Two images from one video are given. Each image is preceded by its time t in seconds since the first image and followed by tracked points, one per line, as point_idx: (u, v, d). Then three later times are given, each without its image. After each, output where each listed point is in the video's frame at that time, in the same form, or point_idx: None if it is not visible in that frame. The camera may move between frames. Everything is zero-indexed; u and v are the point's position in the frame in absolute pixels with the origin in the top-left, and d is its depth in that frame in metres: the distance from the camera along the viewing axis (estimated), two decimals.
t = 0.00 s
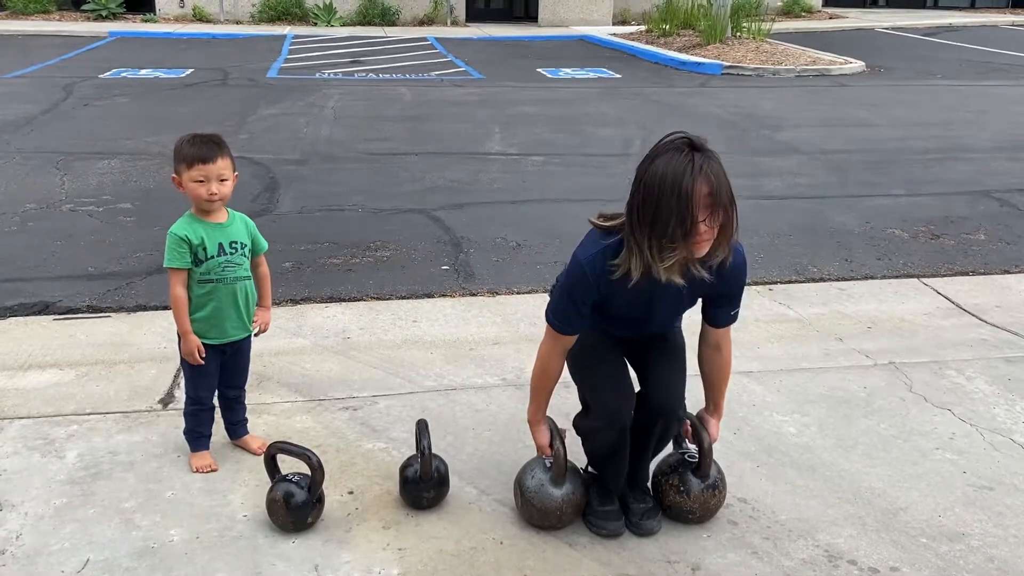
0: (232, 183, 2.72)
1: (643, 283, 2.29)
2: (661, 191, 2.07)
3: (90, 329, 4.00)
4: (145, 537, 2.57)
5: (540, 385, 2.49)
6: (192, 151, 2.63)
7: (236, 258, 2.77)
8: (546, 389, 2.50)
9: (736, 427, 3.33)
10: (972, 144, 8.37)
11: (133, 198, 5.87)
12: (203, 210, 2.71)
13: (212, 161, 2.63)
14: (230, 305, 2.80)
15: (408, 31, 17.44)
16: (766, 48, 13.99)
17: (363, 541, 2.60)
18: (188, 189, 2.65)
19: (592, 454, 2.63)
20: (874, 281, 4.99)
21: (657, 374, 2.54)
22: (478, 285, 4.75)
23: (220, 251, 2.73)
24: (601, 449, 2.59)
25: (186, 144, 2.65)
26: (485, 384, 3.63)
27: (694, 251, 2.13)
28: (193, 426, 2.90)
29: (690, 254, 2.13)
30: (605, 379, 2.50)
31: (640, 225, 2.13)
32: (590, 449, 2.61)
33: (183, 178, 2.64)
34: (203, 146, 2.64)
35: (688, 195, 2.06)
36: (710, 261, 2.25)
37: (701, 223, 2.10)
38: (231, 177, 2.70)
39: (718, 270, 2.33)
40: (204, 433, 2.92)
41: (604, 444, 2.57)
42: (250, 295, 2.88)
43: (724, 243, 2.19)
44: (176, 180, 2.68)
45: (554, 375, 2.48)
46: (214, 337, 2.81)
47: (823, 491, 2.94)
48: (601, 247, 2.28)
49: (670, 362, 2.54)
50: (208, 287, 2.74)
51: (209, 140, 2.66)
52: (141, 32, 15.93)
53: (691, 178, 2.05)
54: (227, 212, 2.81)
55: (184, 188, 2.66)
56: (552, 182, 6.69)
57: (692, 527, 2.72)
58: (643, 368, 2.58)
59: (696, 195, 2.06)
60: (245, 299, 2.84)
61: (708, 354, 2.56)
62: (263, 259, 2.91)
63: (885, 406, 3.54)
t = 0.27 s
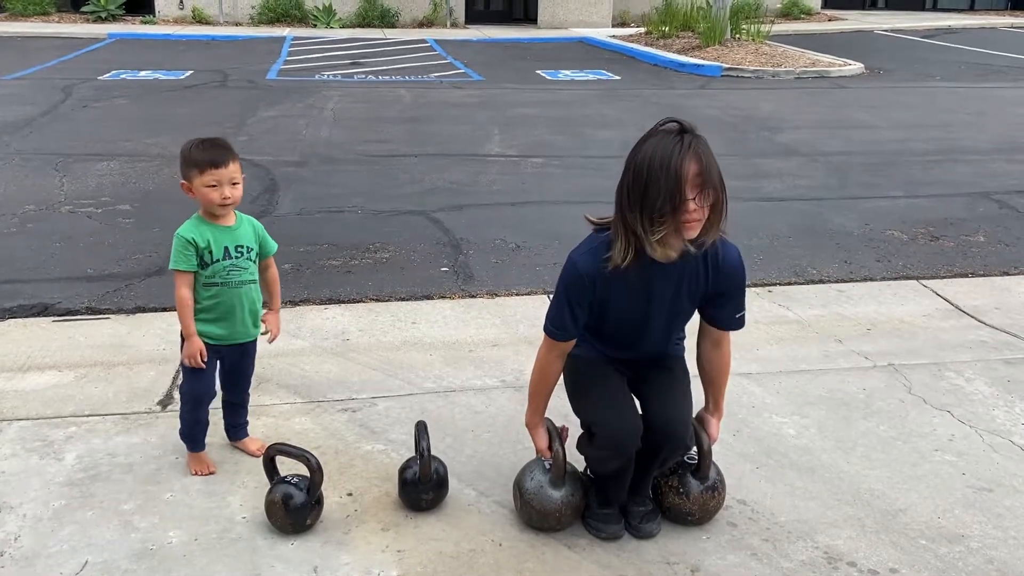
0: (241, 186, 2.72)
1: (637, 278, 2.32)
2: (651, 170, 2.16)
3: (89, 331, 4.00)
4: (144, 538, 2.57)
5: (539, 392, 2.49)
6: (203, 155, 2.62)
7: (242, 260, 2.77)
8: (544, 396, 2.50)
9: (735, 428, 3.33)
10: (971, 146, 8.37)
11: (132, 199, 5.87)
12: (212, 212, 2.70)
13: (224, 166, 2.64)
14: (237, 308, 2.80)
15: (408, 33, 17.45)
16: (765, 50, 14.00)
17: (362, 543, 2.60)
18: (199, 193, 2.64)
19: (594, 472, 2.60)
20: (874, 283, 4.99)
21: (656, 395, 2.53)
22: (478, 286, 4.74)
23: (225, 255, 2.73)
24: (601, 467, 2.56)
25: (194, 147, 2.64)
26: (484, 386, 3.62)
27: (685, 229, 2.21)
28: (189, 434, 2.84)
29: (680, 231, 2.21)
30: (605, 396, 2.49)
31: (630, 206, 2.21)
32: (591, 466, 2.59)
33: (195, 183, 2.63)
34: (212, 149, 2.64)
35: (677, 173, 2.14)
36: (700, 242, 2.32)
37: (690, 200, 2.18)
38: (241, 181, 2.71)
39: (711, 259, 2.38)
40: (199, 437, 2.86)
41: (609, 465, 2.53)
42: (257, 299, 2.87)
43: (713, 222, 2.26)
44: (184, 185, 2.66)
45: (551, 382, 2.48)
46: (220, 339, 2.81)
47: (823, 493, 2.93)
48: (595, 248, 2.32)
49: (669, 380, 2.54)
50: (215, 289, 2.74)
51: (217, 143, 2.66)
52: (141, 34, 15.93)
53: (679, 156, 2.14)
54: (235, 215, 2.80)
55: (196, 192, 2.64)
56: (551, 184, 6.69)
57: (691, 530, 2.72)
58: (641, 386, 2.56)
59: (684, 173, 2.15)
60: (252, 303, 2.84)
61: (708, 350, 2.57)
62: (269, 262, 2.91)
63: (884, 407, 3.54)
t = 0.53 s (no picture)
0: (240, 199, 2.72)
1: (635, 272, 2.32)
2: (646, 161, 2.17)
3: (86, 334, 3.99)
4: (141, 543, 2.56)
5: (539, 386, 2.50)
6: (207, 167, 2.59)
7: (240, 272, 2.75)
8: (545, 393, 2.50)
9: (733, 431, 3.33)
10: (969, 148, 8.38)
11: (129, 203, 5.87)
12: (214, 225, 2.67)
13: (231, 179, 2.63)
14: (235, 321, 2.77)
15: (406, 36, 17.46)
16: (763, 53, 14.02)
17: (359, 547, 2.59)
18: (205, 206, 2.60)
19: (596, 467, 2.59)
20: (871, 286, 4.99)
21: (652, 387, 2.52)
22: (475, 289, 4.74)
23: (222, 268, 2.70)
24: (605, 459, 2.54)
25: (194, 160, 2.59)
26: (482, 389, 3.62)
27: (680, 222, 2.21)
28: (179, 467, 2.70)
29: (675, 224, 2.21)
30: (604, 389, 2.47)
31: (625, 197, 2.21)
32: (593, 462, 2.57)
33: (201, 197, 2.59)
34: (213, 160, 2.61)
35: (671, 163, 2.15)
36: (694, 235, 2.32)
37: (685, 193, 2.18)
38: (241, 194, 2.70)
39: (707, 253, 2.38)
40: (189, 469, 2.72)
41: (608, 458, 2.52)
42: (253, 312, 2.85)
43: (709, 216, 2.26)
44: (184, 200, 2.60)
45: (551, 378, 2.48)
46: (217, 353, 2.77)
47: (821, 496, 2.93)
48: (593, 241, 2.31)
49: (665, 376, 2.54)
50: (211, 303, 2.71)
51: (217, 155, 2.63)
52: (139, 37, 15.93)
53: (674, 147, 2.15)
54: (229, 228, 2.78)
55: (201, 206, 2.60)
56: (548, 187, 6.69)
57: (689, 534, 2.71)
58: (637, 380, 2.55)
59: (679, 166, 2.16)
60: (250, 315, 2.81)
61: (705, 348, 2.57)
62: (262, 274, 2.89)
63: (882, 411, 3.53)
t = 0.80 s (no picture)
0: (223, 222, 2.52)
1: (637, 247, 2.34)
2: (647, 132, 2.22)
3: (83, 339, 3.98)
4: (137, 548, 2.56)
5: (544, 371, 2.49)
6: (193, 190, 2.40)
7: (223, 308, 2.54)
8: (551, 375, 2.49)
9: (732, 435, 3.33)
10: (967, 152, 8.39)
11: (127, 207, 5.86)
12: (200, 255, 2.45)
13: (216, 199, 2.43)
14: (217, 354, 2.57)
15: (404, 40, 17.48)
16: (761, 57, 14.04)
17: (357, 552, 2.59)
18: (192, 232, 2.38)
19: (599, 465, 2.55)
20: (869, 289, 4.99)
21: (653, 385, 2.52)
22: (474, 293, 4.74)
23: (207, 303, 2.48)
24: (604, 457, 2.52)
25: (177, 184, 2.39)
26: (480, 394, 3.62)
27: (682, 193, 2.26)
28: (178, 492, 2.57)
29: (677, 196, 2.26)
30: (604, 384, 2.47)
31: (627, 169, 2.26)
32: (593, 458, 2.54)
33: (188, 221, 2.37)
34: (198, 183, 2.42)
35: (674, 136, 2.20)
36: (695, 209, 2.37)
37: (687, 164, 2.24)
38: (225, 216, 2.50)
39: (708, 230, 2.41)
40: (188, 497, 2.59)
41: (608, 455, 2.51)
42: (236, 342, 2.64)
43: (709, 189, 2.32)
44: (169, 227, 2.37)
45: (555, 361, 2.47)
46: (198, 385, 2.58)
47: (820, 500, 2.93)
48: (594, 218, 2.34)
49: (661, 367, 2.56)
50: (195, 338, 2.50)
51: (200, 179, 2.44)
52: (137, 42, 15.94)
53: (677, 120, 2.21)
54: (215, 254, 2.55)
55: (188, 231, 2.37)
56: (546, 191, 6.69)
57: (688, 537, 2.71)
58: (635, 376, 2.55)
59: (680, 136, 2.21)
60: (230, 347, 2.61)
61: (704, 331, 2.59)
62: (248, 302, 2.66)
63: (881, 414, 3.53)
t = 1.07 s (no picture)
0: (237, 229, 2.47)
1: (638, 194, 2.29)
2: (644, 72, 2.18)
3: (81, 346, 3.98)
4: (136, 556, 2.55)
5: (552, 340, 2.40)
6: (209, 200, 2.34)
7: (245, 319, 2.48)
8: (556, 338, 2.40)
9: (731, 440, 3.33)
10: (963, 156, 8.41)
11: (125, 213, 5.85)
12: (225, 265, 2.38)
13: (234, 204, 2.39)
14: (235, 365, 2.51)
15: (401, 46, 17.49)
16: (757, 61, 14.07)
17: (356, 559, 2.58)
18: (220, 241, 2.32)
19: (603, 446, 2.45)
20: (867, 294, 5.00)
21: (652, 385, 2.49)
22: (472, 299, 4.74)
23: (231, 315, 2.42)
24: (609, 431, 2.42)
25: (192, 197, 2.33)
26: (479, 400, 3.61)
27: (680, 133, 2.22)
28: (179, 497, 2.55)
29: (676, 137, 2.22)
30: (605, 387, 2.44)
31: (625, 111, 2.22)
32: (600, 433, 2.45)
33: (216, 229, 2.31)
34: (212, 192, 2.36)
35: (673, 73, 2.16)
36: (695, 151, 2.33)
37: (686, 103, 2.20)
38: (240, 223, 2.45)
39: (708, 175, 2.38)
40: (188, 505, 2.57)
41: (611, 460, 2.46)
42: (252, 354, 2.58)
43: (708, 128, 2.28)
44: (196, 242, 2.30)
45: (558, 322, 2.39)
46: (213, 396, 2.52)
47: (819, 505, 2.93)
48: (592, 166, 2.31)
49: (662, 369, 2.52)
50: (217, 350, 2.44)
51: (212, 188, 2.39)
52: (134, 47, 15.93)
53: (676, 56, 2.16)
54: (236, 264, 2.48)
55: (215, 241, 2.31)
56: (544, 196, 6.69)
57: (687, 544, 2.71)
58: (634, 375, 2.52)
59: (678, 76, 2.17)
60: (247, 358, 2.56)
61: (704, 290, 2.55)
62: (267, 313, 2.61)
63: (879, 419, 3.53)
